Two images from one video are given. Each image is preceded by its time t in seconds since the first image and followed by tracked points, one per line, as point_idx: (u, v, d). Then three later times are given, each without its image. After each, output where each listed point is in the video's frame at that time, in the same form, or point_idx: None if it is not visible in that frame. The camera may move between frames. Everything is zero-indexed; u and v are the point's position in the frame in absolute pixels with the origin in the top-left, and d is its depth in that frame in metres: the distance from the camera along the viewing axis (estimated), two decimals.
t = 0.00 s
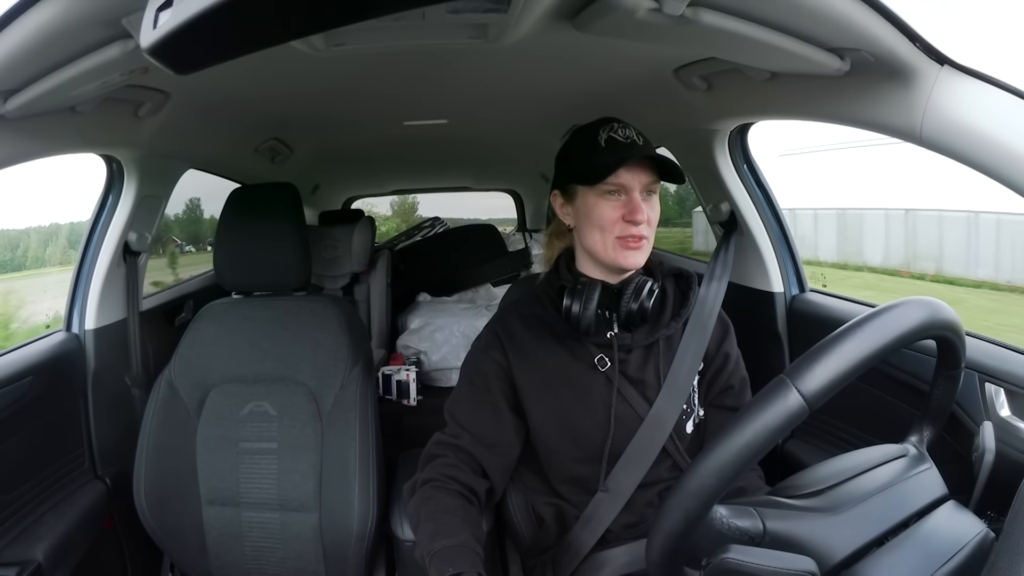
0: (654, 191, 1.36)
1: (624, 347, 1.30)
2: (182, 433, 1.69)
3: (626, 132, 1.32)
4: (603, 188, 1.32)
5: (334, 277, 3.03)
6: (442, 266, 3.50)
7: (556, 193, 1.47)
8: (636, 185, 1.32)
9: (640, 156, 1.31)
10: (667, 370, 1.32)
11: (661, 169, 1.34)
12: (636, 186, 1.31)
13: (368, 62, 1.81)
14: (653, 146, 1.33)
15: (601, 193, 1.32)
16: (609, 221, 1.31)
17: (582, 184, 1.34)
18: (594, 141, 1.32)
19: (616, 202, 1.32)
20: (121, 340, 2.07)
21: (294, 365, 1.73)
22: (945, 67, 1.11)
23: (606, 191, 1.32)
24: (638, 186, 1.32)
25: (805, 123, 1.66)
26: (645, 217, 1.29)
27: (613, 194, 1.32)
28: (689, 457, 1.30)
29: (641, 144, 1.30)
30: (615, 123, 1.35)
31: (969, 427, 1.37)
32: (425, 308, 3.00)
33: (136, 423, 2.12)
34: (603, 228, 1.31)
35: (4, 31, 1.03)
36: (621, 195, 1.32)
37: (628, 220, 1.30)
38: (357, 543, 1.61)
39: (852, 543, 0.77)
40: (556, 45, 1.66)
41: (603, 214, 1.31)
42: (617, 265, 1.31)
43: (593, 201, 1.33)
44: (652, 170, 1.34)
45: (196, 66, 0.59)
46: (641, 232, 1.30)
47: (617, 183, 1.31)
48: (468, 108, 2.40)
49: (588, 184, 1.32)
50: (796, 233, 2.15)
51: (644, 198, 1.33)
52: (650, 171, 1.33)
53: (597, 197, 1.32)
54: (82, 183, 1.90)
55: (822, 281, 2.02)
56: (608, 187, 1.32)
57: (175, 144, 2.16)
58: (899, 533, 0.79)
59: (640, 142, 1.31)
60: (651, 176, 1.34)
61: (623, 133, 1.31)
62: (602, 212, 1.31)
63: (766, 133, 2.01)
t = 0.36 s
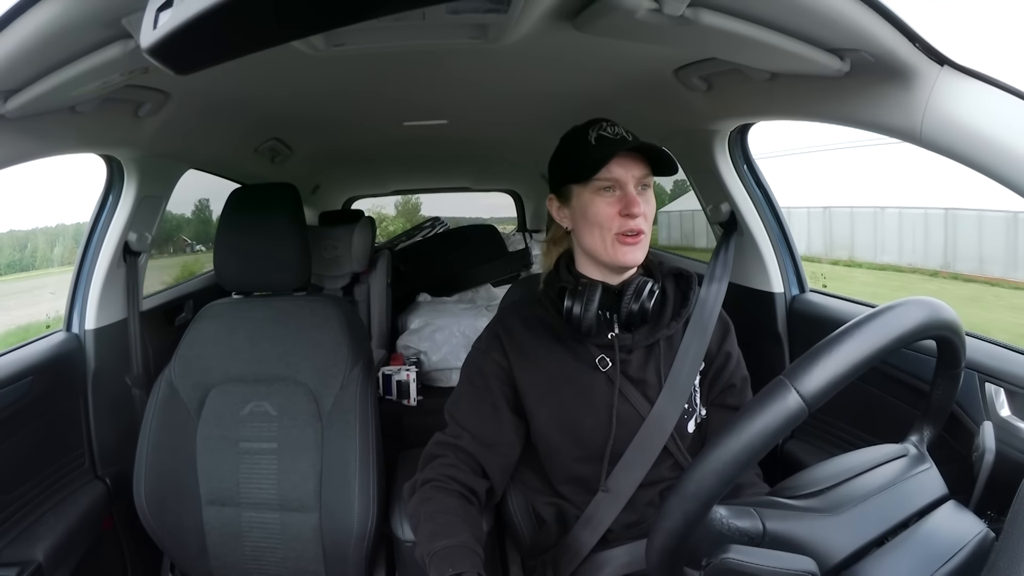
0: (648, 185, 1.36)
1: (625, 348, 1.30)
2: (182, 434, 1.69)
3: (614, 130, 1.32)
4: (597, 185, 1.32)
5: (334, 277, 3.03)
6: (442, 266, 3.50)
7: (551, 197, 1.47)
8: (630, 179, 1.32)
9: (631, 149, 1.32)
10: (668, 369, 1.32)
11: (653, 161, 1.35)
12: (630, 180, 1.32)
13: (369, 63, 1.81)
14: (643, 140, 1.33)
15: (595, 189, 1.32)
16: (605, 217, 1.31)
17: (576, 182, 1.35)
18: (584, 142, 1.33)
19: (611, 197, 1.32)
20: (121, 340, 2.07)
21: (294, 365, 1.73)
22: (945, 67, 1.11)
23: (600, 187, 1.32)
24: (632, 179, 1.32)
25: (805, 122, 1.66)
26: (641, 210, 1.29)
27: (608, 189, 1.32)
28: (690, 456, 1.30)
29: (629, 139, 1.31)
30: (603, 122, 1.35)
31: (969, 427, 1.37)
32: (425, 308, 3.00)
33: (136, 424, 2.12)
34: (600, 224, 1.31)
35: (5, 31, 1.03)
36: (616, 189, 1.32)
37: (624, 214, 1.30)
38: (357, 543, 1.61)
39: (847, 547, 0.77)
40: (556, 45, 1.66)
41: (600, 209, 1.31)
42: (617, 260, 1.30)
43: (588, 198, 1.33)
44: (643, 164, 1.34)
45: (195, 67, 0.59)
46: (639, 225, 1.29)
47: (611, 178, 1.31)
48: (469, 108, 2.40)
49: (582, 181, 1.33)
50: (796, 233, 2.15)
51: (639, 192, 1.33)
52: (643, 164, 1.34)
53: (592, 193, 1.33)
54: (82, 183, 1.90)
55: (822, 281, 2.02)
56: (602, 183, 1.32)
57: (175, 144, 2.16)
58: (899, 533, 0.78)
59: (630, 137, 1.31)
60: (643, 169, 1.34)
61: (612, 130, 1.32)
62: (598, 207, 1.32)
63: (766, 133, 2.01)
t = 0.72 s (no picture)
0: (654, 189, 1.36)
1: (626, 349, 1.30)
2: (182, 434, 1.69)
3: (624, 131, 1.32)
4: (604, 186, 1.32)
5: (334, 277, 3.03)
6: (442, 266, 3.50)
7: (557, 195, 1.47)
8: (636, 181, 1.32)
9: (640, 151, 1.32)
10: (668, 370, 1.32)
11: (660, 164, 1.35)
12: (637, 182, 1.32)
13: (369, 63, 1.81)
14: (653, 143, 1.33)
15: (602, 191, 1.32)
16: (610, 219, 1.30)
17: (583, 182, 1.34)
18: (594, 142, 1.32)
19: (617, 200, 1.32)
20: (121, 340, 2.07)
21: (294, 366, 1.73)
22: (945, 67, 1.11)
23: (607, 189, 1.32)
24: (639, 182, 1.32)
25: (807, 122, 1.65)
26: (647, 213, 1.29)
27: (614, 191, 1.32)
28: (690, 456, 1.30)
29: (641, 141, 1.30)
30: (614, 122, 1.35)
31: (969, 427, 1.37)
32: (425, 308, 3.00)
33: (136, 424, 2.12)
34: (605, 226, 1.31)
35: (4, 31, 1.03)
36: (623, 192, 1.32)
37: (630, 216, 1.30)
38: (357, 543, 1.61)
39: (854, 541, 0.78)
40: (556, 45, 1.66)
41: (605, 210, 1.31)
42: (621, 262, 1.30)
43: (595, 199, 1.33)
44: (651, 168, 1.34)
45: (196, 66, 0.59)
46: (644, 228, 1.29)
47: (618, 180, 1.31)
48: (468, 108, 2.40)
49: (589, 182, 1.33)
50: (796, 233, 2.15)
51: (645, 194, 1.33)
52: (651, 167, 1.34)
53: (598, 194, 1.33)
54: (82, 183, 1.90)
55: (822, 281, 2.02)
56: (609, 184, 1.32)
57: (175, 144, 2.16)
58: (899, 533, 0.79)
59: (639, 139, 1.31)
60: (651, 172, 1.34)
61: (622, 131, 1.32)
62: (604, 209, 1.32)
63: (767, 133, 2.01)
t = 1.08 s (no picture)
0: (649, 186, 1.36)
1: (625, 349, 1.30)
2: (182, 433, 1.69)
3: (615, 130, 1.32)
4: (598, 186, 1.32)
5: (334, 277, 3.03)
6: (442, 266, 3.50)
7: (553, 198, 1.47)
8: (630, 180, 1.32)
9: (633, 150, 1.32)
10: (668, 370, 1.32)
11: (653, 161, 1.35)
12: (630, 181, 1.32)
13: (369, 63, 1.81)
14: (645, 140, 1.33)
15: (596, 191, 1.32)
16: (606, 218, 1.31)
17: (578, 184, 1.35)
18: (585, 142, 1.33)
19: (613, 198, 1.32)
20: (121, 340, 2.07)
21: (294, 366, 1.73)
22: (945, 67, 1.11)
23: (602, 189, 1.32)
24: (633, 180, 1.33)
25: (807, 121, 1.65)
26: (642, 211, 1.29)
27: (609, 190, 1.32)
28: (690, 456, 1.30)
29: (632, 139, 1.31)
30: (603, 122, 1.35)
31: (970, 427, 1.37)
32: (425, 308, 3.00)
33: (136, 424, 2.12)
34: (600, 226, 1.31)
35: (4, 31, 1.03)
36: (617, 190, 1.32)
37: (625, 215, 1.30)
38: (357, 543, 1.61)
39: (855, 541, 0.78)
40: (556, 45, 1.66)
41: (601, 210, 1.31)
42: (619, 262, 1.30)
43: (590, 200, 1.33)
44: (644, 165, 1.34)
45: (196, 66, 0.59)
46: (640, 227, 1.29)
47: (612, 179, 1.31)
48: (468, 108, 2.40)
49: (583, 183, 1.33)
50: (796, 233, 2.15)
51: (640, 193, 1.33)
52: (644, 165, 1.34)
53: (592, 195, 1.33)
54: (82, 183, 1.90)
55: (823, 281, 2.02)
56: (603, 184, 1.32)
57: (175, 144, 2.16)
58: (899, 533, 0.79)
59: (631, 137, 1.32)
60: (645, 170, 1.35)
61: (612, 130, 1.33)
62: (599, 209, 1.32)
63: (767, 133, 2.01)
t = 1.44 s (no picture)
0: (637, 185, 1.31)
1: (624, 349, 1.30)
2: (182, 433, 1.69)
3: (612, 130, 1.31)
4: (578, 184, 1.32)
5: (334, 277, 3.03)
6: (443, 266, 3.50)
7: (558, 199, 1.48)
8: (607, 178, 1.30)
9: (615, 148, 1.30)
10: (667, 369, 1.32)
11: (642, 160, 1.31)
12: (609, 179, 1.30)
13: (369, 62, 1.81)
14: (641, 141, 1.30)
15: (577, 189, 1.32)
16: (580, 216, 1.30)
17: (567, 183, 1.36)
18: (583, 142, 1.33)
19: (590, 196, 1.31)
20: (121, 340, 2.07)
21: (294, 365, 1.73)
22: (945, 67, 1.11)
23: (581, 187, 1.32)
24: (611, 178, 1.30)
25: (807, 121, 1.65)
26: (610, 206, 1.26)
27: (588, 188, 1.31)
28: (689, 457, 1.30)
29: (623, 138, 1.28)
30: (605, 121, 1.34)
31: (969, 427, 1.37)
32: (425, 308, 3.00)
33: (136, 424, 2.12)
34: (575, 222, 1.31)
35: (4, 31, 1.03)
36: (596, 188, 1.30)
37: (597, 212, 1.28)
38: (357, 543, 1.61)
39: (856, 540, 0.78)
40: (556, 45, 1.66)
41: (577, 207, 1.31)
42: (589, 258, 1.29)
43: (571, 197, 1.34)
44: (630, 163, 1.30)
45: (196, 66, 0.59)
46: (610, 223, 1.27)
47: (591, 176, 1.31)
48: (468, 108, 2.40)
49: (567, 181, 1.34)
50: (796, 233, 2.15)
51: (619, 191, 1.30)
52: (626, 163, 1.31)
53: (573, 192, 1.33)
54: (82, 182, 1.90)
55: (823, 281, 2.02)
56: (583, 182, 1.32)
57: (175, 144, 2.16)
58: (900, 533, 0.79)
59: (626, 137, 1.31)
60: (629, 168, 1.31)
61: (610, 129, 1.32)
62: (576, 205, 1.32)
63: (767, 133, 2.01)
